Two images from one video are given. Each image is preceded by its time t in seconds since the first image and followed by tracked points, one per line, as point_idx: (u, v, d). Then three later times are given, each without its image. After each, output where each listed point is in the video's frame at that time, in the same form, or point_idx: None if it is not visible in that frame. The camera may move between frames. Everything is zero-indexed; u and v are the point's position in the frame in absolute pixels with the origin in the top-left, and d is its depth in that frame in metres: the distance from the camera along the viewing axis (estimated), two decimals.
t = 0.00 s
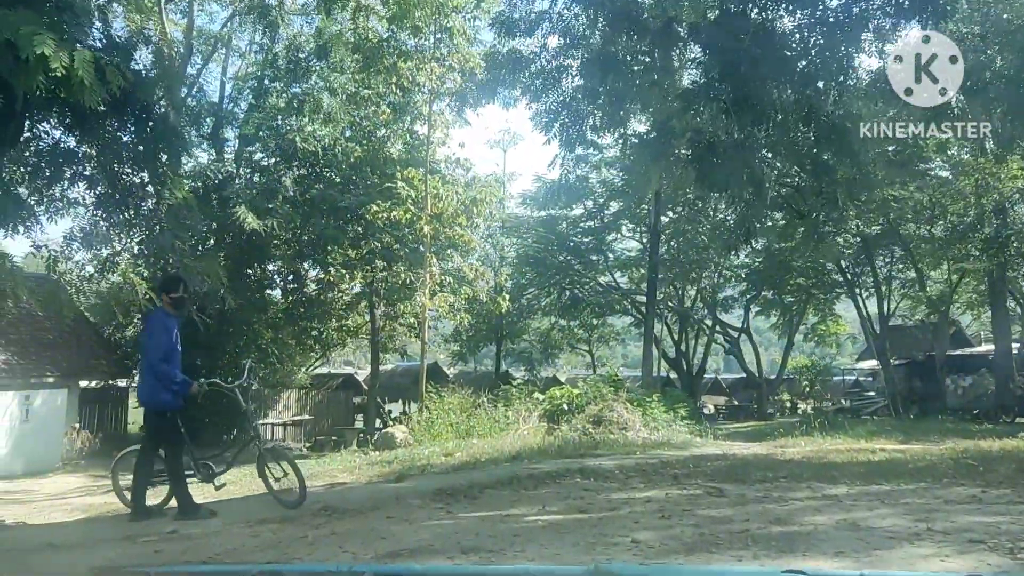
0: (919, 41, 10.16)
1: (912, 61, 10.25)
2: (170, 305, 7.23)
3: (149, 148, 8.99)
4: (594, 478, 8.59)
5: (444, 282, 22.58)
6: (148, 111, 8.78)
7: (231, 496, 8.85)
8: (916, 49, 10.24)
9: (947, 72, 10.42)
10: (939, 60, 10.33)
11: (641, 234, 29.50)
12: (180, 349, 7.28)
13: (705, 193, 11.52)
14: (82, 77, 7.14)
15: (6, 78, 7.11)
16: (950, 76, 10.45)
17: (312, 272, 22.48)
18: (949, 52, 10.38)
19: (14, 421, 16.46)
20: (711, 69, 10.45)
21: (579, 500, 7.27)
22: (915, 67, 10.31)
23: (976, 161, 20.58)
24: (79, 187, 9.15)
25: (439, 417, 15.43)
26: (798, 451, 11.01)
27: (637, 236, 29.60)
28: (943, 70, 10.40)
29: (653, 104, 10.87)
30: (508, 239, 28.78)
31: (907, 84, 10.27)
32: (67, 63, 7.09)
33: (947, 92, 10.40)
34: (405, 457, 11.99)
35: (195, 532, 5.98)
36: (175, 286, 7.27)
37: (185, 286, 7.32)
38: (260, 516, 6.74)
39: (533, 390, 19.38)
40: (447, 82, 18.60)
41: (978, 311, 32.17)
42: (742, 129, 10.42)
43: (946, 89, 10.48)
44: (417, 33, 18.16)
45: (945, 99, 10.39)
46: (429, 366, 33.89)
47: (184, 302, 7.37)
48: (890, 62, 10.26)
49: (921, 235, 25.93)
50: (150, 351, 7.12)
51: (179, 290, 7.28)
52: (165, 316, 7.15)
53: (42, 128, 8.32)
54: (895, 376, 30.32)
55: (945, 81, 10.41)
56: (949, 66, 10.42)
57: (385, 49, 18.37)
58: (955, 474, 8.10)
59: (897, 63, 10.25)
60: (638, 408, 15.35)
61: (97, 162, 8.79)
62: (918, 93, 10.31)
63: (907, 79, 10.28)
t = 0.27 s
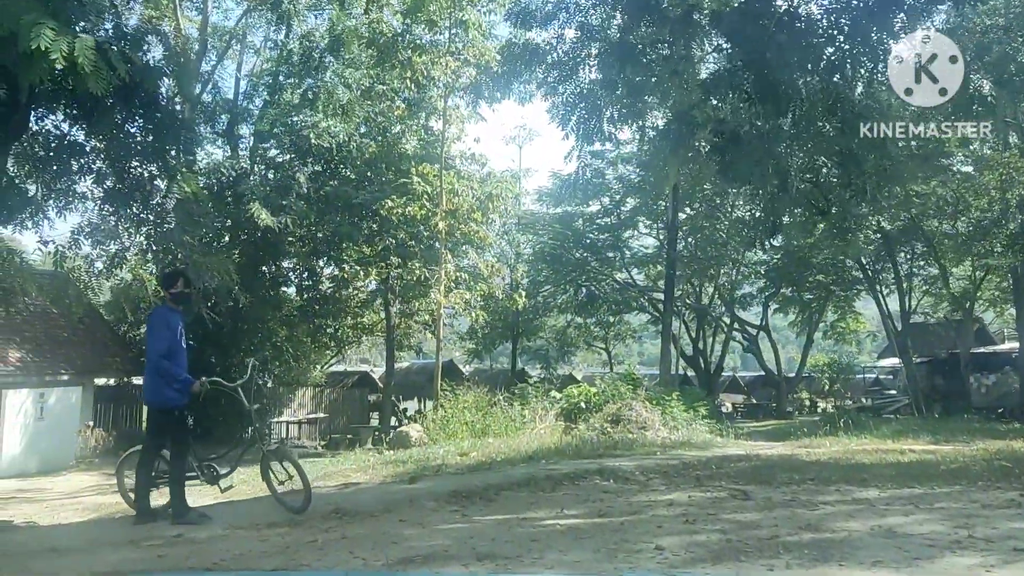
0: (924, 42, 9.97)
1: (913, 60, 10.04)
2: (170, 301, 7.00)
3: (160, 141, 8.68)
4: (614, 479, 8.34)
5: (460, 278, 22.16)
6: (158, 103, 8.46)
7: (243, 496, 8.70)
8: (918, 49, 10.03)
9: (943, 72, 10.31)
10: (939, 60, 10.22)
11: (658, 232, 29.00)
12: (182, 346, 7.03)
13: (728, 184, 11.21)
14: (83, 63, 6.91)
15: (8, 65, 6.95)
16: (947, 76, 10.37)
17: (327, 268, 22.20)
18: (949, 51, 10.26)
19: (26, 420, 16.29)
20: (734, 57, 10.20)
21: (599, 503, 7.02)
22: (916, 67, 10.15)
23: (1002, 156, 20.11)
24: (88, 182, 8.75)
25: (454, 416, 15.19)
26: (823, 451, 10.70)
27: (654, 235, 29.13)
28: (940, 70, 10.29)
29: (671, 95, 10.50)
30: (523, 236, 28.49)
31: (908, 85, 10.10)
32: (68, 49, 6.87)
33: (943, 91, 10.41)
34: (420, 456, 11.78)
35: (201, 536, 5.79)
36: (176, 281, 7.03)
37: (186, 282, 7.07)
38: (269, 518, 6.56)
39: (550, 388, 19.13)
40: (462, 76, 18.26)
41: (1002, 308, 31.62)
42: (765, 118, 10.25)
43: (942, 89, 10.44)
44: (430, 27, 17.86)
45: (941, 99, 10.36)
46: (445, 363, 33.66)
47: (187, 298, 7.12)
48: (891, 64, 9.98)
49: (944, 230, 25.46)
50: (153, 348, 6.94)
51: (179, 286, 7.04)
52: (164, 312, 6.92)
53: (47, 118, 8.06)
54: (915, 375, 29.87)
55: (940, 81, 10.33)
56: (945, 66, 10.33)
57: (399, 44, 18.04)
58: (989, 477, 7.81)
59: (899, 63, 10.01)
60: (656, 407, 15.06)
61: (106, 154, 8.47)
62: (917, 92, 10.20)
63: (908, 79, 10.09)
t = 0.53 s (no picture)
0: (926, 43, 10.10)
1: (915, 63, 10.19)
2: (177, 297, 6.84)
3: (165, 134, 8.66)
4: (628, 480, 8.16)
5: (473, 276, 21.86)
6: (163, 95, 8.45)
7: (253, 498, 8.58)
8: (921, 49, 10.16)
9: (943, 72, 10.50)
10: (938, 60, 10.41)
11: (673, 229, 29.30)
12: (187, 343, 6.85)
13: (748, 177, 11.07)
14: (82, 58, 6.71)
15: (6, 59, 6.77)
16: (946, 77, 10.57)
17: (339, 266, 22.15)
18: (948, 51, 10.46)
19: (38, 418, 16.23)
20: (752, 48, 9.99)
21: (613, 506, 6.85)
22: (917, 68, 10.28)
23: None
24: (94, 177, 8.66)
25: (468, 415, 15.03)
26: (844, 452, 10.49)
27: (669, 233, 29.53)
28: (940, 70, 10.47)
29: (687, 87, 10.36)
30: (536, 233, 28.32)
31: (908, 85, 10.28)
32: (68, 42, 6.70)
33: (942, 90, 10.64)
34: (432, 455, 11.61)
35: (204, 540, 5.68)
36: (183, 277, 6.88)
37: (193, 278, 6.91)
38: (274, 521, 6.43)
39: (563, 386, 18.90)
40: (474, 72, 18.04)
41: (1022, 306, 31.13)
42: (785, 111, 9.88)
43: (942, 89, 10.67)
44: (442, 22, 17.69)
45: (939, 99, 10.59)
46: (457, 362, 33.49)
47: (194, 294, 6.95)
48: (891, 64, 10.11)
49: (964, 227, 25.06)
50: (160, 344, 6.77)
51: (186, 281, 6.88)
52: (169, 307, 6.77)
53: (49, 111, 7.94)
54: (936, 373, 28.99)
55: (940, 81, 10.53)
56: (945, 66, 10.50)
57: (411, 39, 17.83)
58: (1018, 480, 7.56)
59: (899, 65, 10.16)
60: (672, 407, 14.88)
61: (112, 149, 8.35)
62: (917, 93, 10.39)
63: (908, 79, 10.27)
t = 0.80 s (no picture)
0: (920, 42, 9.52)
1: (913, 62, 9.62)
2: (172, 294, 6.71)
3: (168, 129, 8.41)
4: (641, 481, 7.98)
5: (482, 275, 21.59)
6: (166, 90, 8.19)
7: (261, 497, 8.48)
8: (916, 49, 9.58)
9: (952, 71, 9.78)
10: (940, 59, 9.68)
11: (683, 226, 29.09)
12: (184, 340, 6.71)
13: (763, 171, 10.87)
14: (78, 52, 6.43)
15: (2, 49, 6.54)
16: (957, 76, 9.82)
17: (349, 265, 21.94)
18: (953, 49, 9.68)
19: (46, 416, 15.57)
20: (770, 35, 9.91)
21: (626, 508, 6.67)
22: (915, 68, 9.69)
23: None
24: (94, 169, 8.45)
25: (477, 415, 14.85)
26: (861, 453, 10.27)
27: (680, 230, 29.49)
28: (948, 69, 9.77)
29: (700, 77, 10.19)
30: (546, 231, 28.12)
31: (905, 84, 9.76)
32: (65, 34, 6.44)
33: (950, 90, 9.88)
34: (440, 455, 11.45)
35: (205, 543, 5.56)
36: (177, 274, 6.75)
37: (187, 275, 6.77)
38: (279, 522, 6.30)
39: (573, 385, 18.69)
40: (483, 67, 17.89)
41: None
42: (808, 99, 9.90)
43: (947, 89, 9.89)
44: (451, 16, 17.56)
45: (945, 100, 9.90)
46: (467, 361, 33.33)
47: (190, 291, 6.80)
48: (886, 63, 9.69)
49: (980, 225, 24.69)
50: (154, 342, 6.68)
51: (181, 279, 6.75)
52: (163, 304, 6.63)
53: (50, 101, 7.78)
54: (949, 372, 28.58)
55: (948, 81, 9.82)
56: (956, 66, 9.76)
57: (419, 34, 17.70)
58: None
59: (896, 64, 9.67)
60: (684, 406, 14.67)
61: (112, 142, 8.18)
62: (918, 94, 9.80)
63: (906, 79, 9.73)
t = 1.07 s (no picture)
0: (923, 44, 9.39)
1: (914, 64, 9.53)
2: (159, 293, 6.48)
3: (169, 124, 8.55)
4: (652, 482, 7.83)
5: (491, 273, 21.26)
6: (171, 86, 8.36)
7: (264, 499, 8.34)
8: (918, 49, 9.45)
9: (954, 71, 9.71)
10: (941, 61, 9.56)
11: (691, 225, 28.67)
12: (174, 340, 6.44)
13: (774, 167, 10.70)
14: (73, 43, 6.26)
15: None
16: (958, 76, 9.78)
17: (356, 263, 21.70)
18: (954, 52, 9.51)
19: (52, 415, 15.44)
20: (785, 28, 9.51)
21: (634, 511, 6.53)
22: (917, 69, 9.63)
23: None
24: (94, 164, 8.54)
25: (485, 414, 14.70)
26: (875, 454, 10.08)
27: (689, 229, 28.89)
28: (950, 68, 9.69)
29: (713, 69, 10.15)
30: (554, 230, 27.93)
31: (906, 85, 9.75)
32: (60, 24, 6.27)
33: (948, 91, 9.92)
34: (447, 456, 11.31)
35: (205, 548, 5.52)
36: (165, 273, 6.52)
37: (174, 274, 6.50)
38: (281, 524, 6.16)
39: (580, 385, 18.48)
40: (491, 64, 17.64)
41: None
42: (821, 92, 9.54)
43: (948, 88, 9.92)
44: (457, 13, 17.35)
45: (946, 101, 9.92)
46: (474, 360, 33.13)
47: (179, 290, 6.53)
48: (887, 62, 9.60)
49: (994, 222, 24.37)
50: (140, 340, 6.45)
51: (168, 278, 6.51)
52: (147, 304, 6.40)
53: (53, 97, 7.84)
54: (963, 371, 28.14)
55: (949, 81, 9.81)
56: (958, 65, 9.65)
57: (426, 31, 17.72)
58: None
59: (896, 64, 9.60)
60: (694, 406, 14.47)
61: (113, 138, 8.26)
62: (918, 94, 9.86)
63: (907, 80, 9.72)
